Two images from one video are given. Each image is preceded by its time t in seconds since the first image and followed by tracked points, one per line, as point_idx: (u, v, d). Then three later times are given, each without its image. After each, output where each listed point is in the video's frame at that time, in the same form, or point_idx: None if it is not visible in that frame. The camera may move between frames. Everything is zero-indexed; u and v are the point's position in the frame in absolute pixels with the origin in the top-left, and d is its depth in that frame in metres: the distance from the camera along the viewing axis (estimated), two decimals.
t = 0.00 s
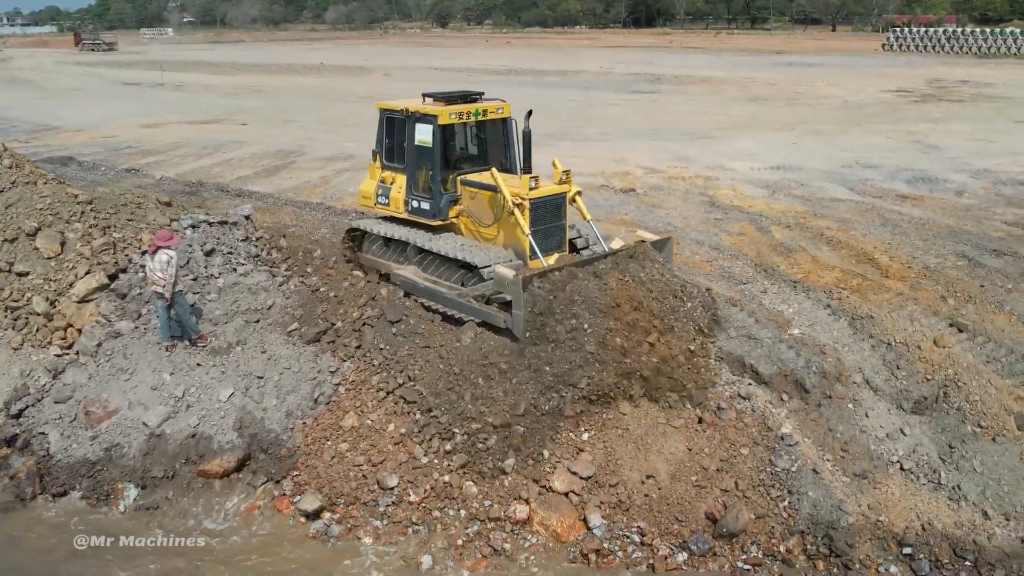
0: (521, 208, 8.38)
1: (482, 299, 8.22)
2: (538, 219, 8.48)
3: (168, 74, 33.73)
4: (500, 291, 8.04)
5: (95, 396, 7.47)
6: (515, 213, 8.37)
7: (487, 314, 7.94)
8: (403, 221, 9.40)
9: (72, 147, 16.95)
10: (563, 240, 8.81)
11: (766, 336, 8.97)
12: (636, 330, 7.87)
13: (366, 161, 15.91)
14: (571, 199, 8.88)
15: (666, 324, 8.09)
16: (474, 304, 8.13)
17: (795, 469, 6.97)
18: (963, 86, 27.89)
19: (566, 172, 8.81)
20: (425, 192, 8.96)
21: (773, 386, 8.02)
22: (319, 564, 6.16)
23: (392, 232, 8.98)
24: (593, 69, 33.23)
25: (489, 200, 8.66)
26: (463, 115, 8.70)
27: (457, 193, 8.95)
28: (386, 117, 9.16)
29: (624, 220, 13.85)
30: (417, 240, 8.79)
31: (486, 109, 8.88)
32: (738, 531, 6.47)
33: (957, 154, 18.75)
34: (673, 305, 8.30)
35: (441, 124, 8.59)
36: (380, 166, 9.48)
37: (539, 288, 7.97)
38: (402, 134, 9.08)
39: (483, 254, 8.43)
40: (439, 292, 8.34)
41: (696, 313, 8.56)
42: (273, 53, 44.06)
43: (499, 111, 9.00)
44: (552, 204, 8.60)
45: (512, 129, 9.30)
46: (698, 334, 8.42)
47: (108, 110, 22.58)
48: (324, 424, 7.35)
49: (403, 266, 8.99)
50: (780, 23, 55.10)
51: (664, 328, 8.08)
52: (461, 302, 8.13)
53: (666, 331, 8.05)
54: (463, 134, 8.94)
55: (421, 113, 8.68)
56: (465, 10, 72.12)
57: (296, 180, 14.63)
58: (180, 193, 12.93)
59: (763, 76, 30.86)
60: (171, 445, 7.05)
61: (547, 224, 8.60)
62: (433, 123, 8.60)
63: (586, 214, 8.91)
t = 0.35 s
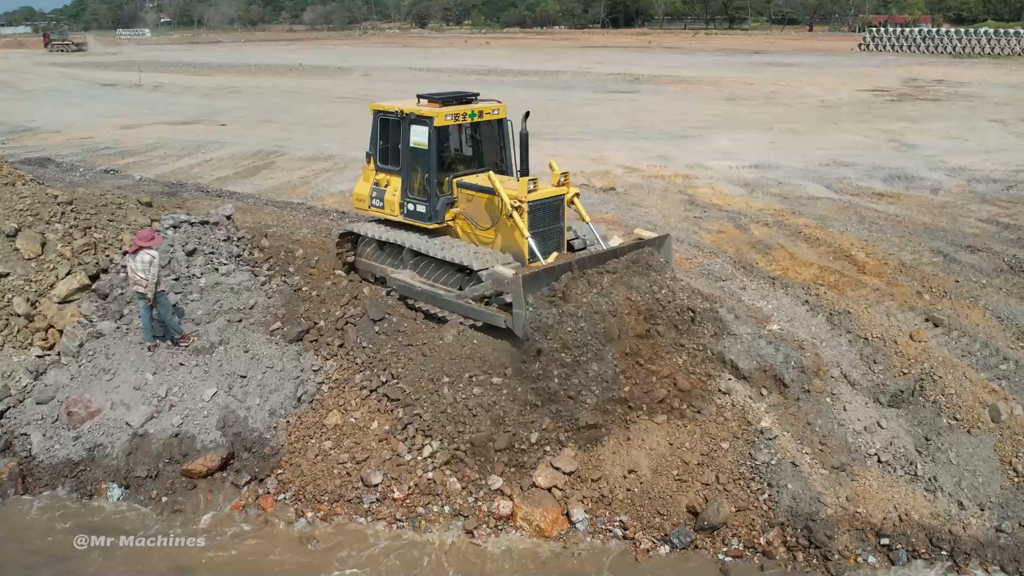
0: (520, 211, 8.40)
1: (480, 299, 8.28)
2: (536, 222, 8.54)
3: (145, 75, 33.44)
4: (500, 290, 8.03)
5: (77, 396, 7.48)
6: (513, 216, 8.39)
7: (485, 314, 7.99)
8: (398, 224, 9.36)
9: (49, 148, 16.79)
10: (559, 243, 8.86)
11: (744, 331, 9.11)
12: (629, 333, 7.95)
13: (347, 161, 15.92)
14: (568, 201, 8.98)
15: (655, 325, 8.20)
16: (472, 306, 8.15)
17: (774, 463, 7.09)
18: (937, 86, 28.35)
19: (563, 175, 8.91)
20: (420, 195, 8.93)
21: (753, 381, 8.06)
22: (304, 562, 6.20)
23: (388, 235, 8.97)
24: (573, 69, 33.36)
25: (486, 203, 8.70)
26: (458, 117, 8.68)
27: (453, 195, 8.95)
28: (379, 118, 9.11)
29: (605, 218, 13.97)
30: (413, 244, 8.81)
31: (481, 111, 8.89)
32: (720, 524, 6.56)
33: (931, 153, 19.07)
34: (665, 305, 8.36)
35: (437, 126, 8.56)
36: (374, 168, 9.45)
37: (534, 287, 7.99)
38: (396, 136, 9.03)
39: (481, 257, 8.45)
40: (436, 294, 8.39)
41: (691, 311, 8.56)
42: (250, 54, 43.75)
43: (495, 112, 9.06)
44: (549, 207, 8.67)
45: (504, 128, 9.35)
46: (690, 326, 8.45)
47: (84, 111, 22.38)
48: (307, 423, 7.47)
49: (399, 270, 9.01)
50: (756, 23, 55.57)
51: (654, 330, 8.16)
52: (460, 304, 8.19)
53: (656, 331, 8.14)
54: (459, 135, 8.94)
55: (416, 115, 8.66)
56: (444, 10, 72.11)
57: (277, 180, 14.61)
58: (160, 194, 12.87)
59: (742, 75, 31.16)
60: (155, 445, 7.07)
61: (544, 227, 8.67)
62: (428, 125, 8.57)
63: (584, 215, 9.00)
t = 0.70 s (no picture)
0: (520, 212, 8.28)
1: (480, 294, 8.09)
2: (535, 224, 8.45)
3: (123, 75, 33.20)
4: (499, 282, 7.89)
5: (58, 397, 7.46)
6: (513, 217, 8.26)
7: (489, 307, 7.79)
8: (394, 228, 9.24)
9: (26, 149, 16.63)
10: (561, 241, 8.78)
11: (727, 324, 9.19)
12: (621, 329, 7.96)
13: (329, 161, 15.89)
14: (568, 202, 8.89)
15: (646, 317, 8.16)
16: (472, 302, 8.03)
17: (756, 458, 7.17)
18: (914, 85, 28.71)
19: (562, 176, 8.82)
20: (417, 197, 8.84)
21: (734, 376, 8.20)
22: (289, 563, 6.19)
23: (386, 239, 8.79)
24: (553, 69, 33.47)
25: (485, 205, 8.60)
26: (455, 117, 8.62)
27: (450, 198, 8.86)
28: (374, 119, 9.01)
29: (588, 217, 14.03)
30: (410, 247, 8.66)
31: (478, 111, 8.84)
32: (703, 519, 6.65)
33: (909, 151, 19.31)
34: (654, 301, 8.40)
35: (433, 126, 8.49)
36: (369, 170, 9.32)
37: (537, 271, 7.69)
38: (391, 137, 8.94)
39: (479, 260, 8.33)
40: (437, 295, 8.21)
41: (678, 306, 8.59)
42: (229, 54, 43.53)
43: (491, 112, 9.01)
44: (548, 208, 8.58)
45: (501, 129, 9.29)
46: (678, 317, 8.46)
47: (62, 112, 22.20)
48: (290, 423, 7.49)
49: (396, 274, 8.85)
50: (736, 24, 55.97)
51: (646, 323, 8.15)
52: (461, 301, 8.02)
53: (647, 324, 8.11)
54: (455, 136, 8.87)
55: (413, 115, 8.57)
56: (424, 10, 72.09)
57: (258, 180, 14.57)
58: (140, 195, 12.79)
59: (722, 75, 31.41)
60: (138, 445, 7.09)
61: (545, 228, 8.60)
62: (425, 126, 8.49)
63: (585, 216, 9.02)
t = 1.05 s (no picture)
0: (516, 213, 8.25)
1: (476, 294, 8.02)
2: (530, 225, 8.42)
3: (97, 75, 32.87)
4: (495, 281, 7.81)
5: (34, 399, 7.44)
6: (509, 218, 8.21)
7: (485, 308, 7.71)
8: (386, 230, 9.16)
9: None
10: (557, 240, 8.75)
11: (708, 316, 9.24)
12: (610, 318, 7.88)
13: (308, 161, 15.82)
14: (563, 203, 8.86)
15: (636, 309, 8.11)
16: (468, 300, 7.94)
17: (737, 453, 7.28)
18: (889, 84, 29.05)
19: (557, 176, 8.80)
20: (410, 199, 8.77)
21: (719, 370, 8.17)
22: (270, 563, 6.17)
23: (378, 242, 8.69)
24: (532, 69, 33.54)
25: (478, 207, 8.56)
26: (447, 117, 8.56)
27: (443, 199, 8.81)
28: (365, 120, 8.93)
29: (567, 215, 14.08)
30: (403, 249, 8.56)
31: (470, 110, 8.80)
32: (684, 514, 6.74)
33: (884, 149, 19.54)
34: (643, 292, 8.38)
35: (425, 126, 8.42)
36: (359, 172, 9.22)
37: (534, 271, 7.63)
38: (383, 137, 8.85)
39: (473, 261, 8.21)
40: (433, 296, 8.12)
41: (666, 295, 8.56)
42: (206, 55, 43.26)
43: (484, 111, 8.96)
44: (543, 209, 8.54)
45: (493, 128, 9.25)
46: (668, 307, 8.43)
47: (36, 113, 21.96)
48: (270, 422, 7.47)
49: (389, 277, 8.76)
50: (712, 24, 56.38)
51: (632, 313, 8.10)
52: (457, 302, 7.95)
53: (637, 320, 8.08)
54: (448, 136, 8.81)
55: (404, 115, 8.50)
56: (402, 11, 72.01)
57: (236, 180, 14.49)
58: (116, 195, 12.68)
59: (699, 74, 31.65)
60: (115, 447, 7.06)
61: (540, 229, 8.57)
62: (417, 126, 8.43)
63: (582, 215, 8.97)
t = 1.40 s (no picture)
0: (501, 214, 8.24)
1: (463, 297, 7.94)
2: (515, 225, 8.42)
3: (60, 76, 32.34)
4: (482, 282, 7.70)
5: None
6: (494, 219, 8.20)
7: (473, 311, 7.64)
8: (367, 231, 9.14)
9: None
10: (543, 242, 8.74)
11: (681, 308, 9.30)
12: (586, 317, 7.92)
13: (279, 161, 15.69)
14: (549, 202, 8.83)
15: (616, 322, 8.21)
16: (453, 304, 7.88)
17: (710, 448, 7.37)
18: (856, 82, 29.51)
19: (543, 175, 8.78)
20: (392, 201, 8.75)
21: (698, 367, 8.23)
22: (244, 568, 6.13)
23: (361, 244, 8.66)
24: (503, 68, 33.56)
25: (462, 208, 8.58)
26: (429, 117, 8.56)
27: (427, 200, 8.83)
28: (345, 120, 8.90)
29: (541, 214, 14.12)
30: (385, 253, 8.52)
31: (452, 110, 8.82)
32: (658, 510, 6.81)
33: (852, 147, 19.84)
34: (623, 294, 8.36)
35: (407, 126, 8.42)
36: (340, 173, 9.19)
37: (519, 274, 7.43)
38: (363, 138, 8.82)
39: (456, 263, 8.14)
40: (418, 299, 8.10)
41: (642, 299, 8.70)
42: (172, 55, 42.76)
43: (466, 110, 8.98)
44: (527, 209, 8.52)
45: (475, 128, 9.26)
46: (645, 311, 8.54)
47: None
48: (241, 424, 7.43)
49: (372, 281, 8.74)
50: (681, 24, 56.80)
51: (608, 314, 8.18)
52: (443, 305, 7.90)
53: (619, 331, 8.21)
54: (430, 135, 8.81)
55: (385, 115, 8.49)
56: (372, 11, 71.75)
57: (205, 181, 14.33)
58: (83, 196, 12.50)
59: (670, 73, 31.91)
60: (84, 450, 7.02)
61: (525, 229, 8.55)
62: (398, 126, 8.42)
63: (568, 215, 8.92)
